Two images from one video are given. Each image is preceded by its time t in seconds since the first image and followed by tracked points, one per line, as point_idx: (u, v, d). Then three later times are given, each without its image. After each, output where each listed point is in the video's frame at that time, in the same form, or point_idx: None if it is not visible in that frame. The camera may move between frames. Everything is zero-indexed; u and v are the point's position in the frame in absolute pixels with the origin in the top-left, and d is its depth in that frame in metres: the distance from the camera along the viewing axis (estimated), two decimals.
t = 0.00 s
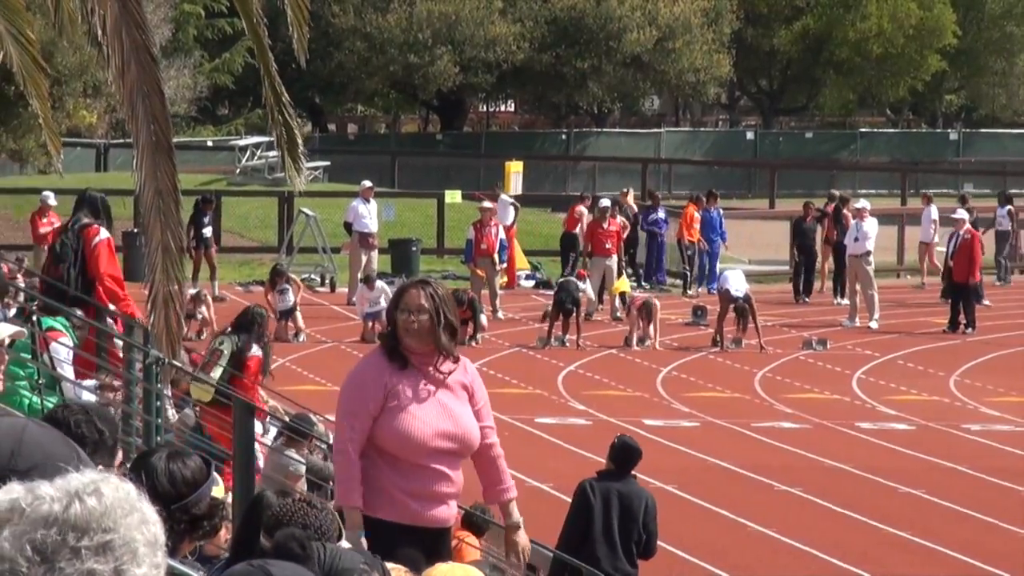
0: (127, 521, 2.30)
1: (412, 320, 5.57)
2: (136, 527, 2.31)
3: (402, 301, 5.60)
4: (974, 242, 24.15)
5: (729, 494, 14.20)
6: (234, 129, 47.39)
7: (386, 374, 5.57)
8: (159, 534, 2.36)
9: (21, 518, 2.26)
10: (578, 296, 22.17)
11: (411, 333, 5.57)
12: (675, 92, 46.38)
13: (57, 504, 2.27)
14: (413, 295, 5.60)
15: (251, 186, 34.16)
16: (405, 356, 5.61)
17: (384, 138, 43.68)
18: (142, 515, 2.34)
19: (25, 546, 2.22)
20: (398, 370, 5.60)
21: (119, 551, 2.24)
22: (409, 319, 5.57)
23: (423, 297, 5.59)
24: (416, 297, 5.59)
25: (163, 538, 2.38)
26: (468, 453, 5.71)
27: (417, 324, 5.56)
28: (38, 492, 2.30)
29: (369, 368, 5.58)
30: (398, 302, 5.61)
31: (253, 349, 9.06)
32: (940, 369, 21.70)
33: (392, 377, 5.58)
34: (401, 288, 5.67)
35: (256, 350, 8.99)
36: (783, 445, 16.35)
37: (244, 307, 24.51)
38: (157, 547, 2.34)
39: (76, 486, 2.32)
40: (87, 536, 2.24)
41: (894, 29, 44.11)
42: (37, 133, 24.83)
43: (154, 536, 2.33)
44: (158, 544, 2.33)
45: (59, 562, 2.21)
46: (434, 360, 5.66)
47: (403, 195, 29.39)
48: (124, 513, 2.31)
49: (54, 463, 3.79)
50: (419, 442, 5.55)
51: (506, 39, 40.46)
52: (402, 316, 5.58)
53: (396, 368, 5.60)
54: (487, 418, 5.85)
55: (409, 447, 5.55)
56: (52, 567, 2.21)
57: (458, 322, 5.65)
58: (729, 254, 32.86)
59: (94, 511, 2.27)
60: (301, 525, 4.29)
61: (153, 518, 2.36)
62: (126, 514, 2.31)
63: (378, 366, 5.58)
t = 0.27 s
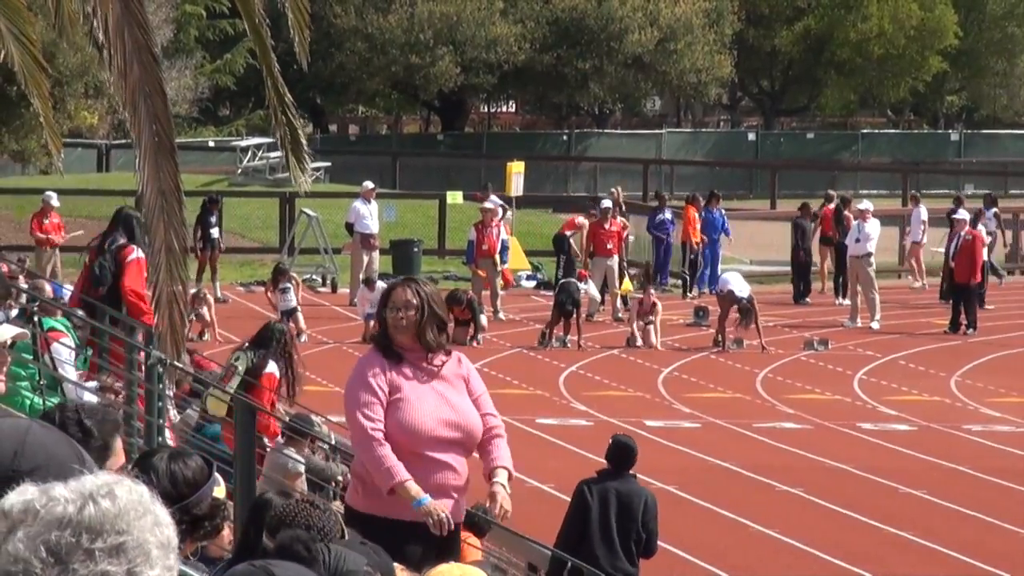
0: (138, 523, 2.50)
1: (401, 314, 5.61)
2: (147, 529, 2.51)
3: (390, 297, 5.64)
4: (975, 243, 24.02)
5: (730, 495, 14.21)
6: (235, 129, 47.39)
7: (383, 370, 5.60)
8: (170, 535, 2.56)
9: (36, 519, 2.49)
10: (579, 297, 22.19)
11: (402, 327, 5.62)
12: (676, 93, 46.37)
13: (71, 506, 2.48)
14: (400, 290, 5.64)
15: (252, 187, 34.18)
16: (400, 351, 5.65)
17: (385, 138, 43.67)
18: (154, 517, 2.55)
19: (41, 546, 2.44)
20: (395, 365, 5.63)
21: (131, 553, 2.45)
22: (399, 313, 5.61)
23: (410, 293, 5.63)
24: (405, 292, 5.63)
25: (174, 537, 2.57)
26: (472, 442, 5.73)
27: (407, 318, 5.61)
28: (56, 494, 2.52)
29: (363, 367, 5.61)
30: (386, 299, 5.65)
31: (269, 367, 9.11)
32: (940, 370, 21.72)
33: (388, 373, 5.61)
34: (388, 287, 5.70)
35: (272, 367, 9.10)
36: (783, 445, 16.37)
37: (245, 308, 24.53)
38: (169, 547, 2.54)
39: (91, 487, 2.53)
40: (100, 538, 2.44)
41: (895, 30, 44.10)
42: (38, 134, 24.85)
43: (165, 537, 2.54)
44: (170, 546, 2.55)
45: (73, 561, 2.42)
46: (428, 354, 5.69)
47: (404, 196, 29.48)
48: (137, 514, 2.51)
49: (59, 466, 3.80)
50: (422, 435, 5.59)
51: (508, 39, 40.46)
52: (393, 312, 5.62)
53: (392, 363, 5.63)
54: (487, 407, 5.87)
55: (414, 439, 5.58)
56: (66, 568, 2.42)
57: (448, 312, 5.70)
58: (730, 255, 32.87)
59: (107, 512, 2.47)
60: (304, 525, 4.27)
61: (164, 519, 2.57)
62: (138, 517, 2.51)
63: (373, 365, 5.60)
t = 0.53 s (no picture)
0: (147, 523, 2.59)
1: (396, 313, 5.62)
2: (154, 528, 2.60)
3: (383, 299, 5.64)
4: (975, 243, 24.03)
5: (730, 494, 14.24)
6: (236, 129, 47.42)
7: (380, 370, 5.62)
8: (178, 533, 2.65)
9: (44, 519, 2.58)
10: (579, 297, 22.22)
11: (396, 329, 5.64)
12: (676, 93, 46.40)
13: (79, 505, 2.56)
14: (392, 291, 5.65)
15: (252, 187, 34.21)
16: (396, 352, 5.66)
17: (385, 138, 43.70)
18: (162, 515, 2.64)
19: (47, 547, 2.53)
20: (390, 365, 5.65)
21: (139, 553, 2.55)
22: (394, 313, 5.62)
23: (404, 293, 5.64)
24: (398, 292, 5.64)
25: (180, 537, 2.67)
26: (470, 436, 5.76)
27: (401, 318, 5.62)
28: (62, 494, 2.60)
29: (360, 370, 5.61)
30: (379, 301, 5.65)
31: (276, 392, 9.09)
32: (940, 369, 21.74)
33: (385, 373, 5.63)
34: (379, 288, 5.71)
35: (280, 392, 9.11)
36: (783, 445, 16.40)
37: (246, 308, 24.56)
38: (177, 546, 2.64)
39: (99, 487, 2.61)
40: (108, 538, 2.54)
41: (895, 30, 44.12)
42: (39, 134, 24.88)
43: (173, 536, 2.63)
44: (178, 544, 2.64)
45: (81, 562, 2.51)
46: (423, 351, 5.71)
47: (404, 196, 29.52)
48: (145, 514, 2.60)
49: (60, 466, 3.85)
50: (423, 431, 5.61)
51: (508, 39, 40.51)
52: (387, 314, 5.63)
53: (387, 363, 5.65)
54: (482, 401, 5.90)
55: (415, 435, 5.61)
56: (75, 567, 2.51)
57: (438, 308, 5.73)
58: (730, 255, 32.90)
59: (115, 512, 2.56)
60: (302, 525, 4.31)
61: (172, 519, 2.66)
62: (146, 516, 2.60)
63: (370, 367, 5.62)
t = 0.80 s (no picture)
0: (153, 520, 2.62)
1: (448, 352, 5.96)
2: (160, 526, 2.63)
3: (449, 333, 5.98)
4: (977, 243, 23.97)
5: (731, 495, 14.24)
6: (237, 129, 47.46)
7: (414, 398, 5.95)
8: (183, 531, 2.68)
9: (50, 517, 2.60)
10: (580, 297, 22.21)
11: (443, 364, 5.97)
12: (677, 93, 46.37)
13: (83, 504, 2.59)
14: (460, 330, 6.00)
15: (253, 187, 34.22)
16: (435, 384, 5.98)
17: (387, 138, 43.69)
18: (168, 515, 2.67)
19: (52, 546, 2.55)
20: (426, 400, 5.97)
21: (144, 550, 2.58)
22: (445, 351, 5.97)
23: (462, 333, 6.00)
24: (456, 331, 6.00)
25: (186, 534, 2.70)
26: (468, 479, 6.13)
27: (452, 356, 5.96)
28: (67, 491, 2.62)
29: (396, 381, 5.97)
30: (444, 331, 5.99)
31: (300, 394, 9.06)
32: (941, 369, 21.73)
33: (417, 400, 5.96)
34: (448, 318, 6.06)
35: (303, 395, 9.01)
36: (784, 445, 16.39)
37: (247, 308, 24.56)
38: (183, 544, 2.67)
39: (104, 484, 2.64)
40: (113, 535, 2.56)
41: (896, 30, 44.08)
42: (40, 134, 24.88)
43: (179, 534, 2.67)
44: (184, 542, 2.67)
45: (86, 561, 2.54)
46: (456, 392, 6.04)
47: (405, 197, 29.53)
48: (150, 511, 2.62)
49: (62, 466, 3.84)
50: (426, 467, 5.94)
51: (508, 39, 40.48)
52: (445, 345, 5.97)
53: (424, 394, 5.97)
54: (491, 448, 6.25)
55: (420, 471, 5.95)
56: (80, 566, 2.54)
57: (492, 366, 6.08)
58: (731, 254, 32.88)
59: (119, 509, 2.58)
60: (305, 526, 4.28)
61: (178, 516, 2.68)
62: (152, 514, 2.63)
63: (406, 384, 5.97)
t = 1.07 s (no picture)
0: (157, 520, 2.61)
1: (463, 371, 5.64)
2: (165, 525, 2.62)
3: (460, 352, 5.64)
4: (976, 244, 23.98)
5: (731, 495, 14.23)
6: (236, 130, 47.50)
7: (428, 419, 5.68)
8: (187, 532, 2.67)
9: (53, 518, 2.59)
10: (579, 297, 22.21)
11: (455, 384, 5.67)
12: (677, 93, 46.42)
13: (88, 504, 2.58)
14: (471, 342, 5.67)
15: (253, 187, 34.24)
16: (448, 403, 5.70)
17: (387, 139, 43.72)
18: (173, 515, 2.66)
19: (57, 547, 2.54)
20: (439, 418, 5.72)
21: (149, 552, 2.57)
22: (460, 369, 5.64)
23: (478, 349, 5.67)
24: (472, 345, 5.66)
25: (191, 535, 2.68)
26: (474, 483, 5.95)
27: (468, 373, 5.64)
28: (71, 492, 2.61)
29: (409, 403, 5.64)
30: (454, 346, 5.65)
31: (309, 400, 9.07)
32: (941, 370, 21.73)
33: (432, 418, 5.70)
34: (454, 327, 5.70)
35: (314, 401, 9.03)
36: (784, 445, 16.39)
37: (246, 308, 24.56)
38: (187, 544, 2.66)
39: (108, 485, 2.63)
40: (118, 536, 2.55)
41: (896, 30, 44.12)
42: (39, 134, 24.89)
43: (183, 535, 2.66)
44: (187, 542, 2.67)
45: (91, 563, 2.53)
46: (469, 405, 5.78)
47: (404, 197, 29.54)
48: (154, 512, 2.61)
49: (63, 467, 3.84)
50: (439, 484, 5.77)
51: (508, 40, 40.55)
52: (458, 363, 5.64)
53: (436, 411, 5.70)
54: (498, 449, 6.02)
55: (430, 485, 5.77)
56: (84, 567, 2.53)
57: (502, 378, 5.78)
58: (730, 255, 32.90)
59: (124, 510, 2.57)
60: (305, 527, 4.28)
61: (182, 517, 2.67)
62: (157, 514, 2.62)
63: (420, 405, 5.66)
